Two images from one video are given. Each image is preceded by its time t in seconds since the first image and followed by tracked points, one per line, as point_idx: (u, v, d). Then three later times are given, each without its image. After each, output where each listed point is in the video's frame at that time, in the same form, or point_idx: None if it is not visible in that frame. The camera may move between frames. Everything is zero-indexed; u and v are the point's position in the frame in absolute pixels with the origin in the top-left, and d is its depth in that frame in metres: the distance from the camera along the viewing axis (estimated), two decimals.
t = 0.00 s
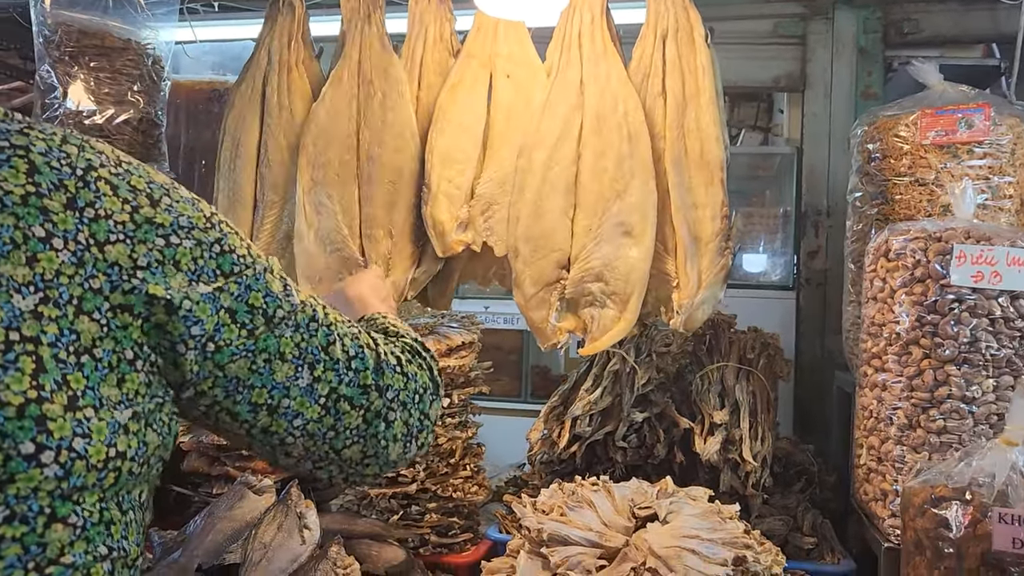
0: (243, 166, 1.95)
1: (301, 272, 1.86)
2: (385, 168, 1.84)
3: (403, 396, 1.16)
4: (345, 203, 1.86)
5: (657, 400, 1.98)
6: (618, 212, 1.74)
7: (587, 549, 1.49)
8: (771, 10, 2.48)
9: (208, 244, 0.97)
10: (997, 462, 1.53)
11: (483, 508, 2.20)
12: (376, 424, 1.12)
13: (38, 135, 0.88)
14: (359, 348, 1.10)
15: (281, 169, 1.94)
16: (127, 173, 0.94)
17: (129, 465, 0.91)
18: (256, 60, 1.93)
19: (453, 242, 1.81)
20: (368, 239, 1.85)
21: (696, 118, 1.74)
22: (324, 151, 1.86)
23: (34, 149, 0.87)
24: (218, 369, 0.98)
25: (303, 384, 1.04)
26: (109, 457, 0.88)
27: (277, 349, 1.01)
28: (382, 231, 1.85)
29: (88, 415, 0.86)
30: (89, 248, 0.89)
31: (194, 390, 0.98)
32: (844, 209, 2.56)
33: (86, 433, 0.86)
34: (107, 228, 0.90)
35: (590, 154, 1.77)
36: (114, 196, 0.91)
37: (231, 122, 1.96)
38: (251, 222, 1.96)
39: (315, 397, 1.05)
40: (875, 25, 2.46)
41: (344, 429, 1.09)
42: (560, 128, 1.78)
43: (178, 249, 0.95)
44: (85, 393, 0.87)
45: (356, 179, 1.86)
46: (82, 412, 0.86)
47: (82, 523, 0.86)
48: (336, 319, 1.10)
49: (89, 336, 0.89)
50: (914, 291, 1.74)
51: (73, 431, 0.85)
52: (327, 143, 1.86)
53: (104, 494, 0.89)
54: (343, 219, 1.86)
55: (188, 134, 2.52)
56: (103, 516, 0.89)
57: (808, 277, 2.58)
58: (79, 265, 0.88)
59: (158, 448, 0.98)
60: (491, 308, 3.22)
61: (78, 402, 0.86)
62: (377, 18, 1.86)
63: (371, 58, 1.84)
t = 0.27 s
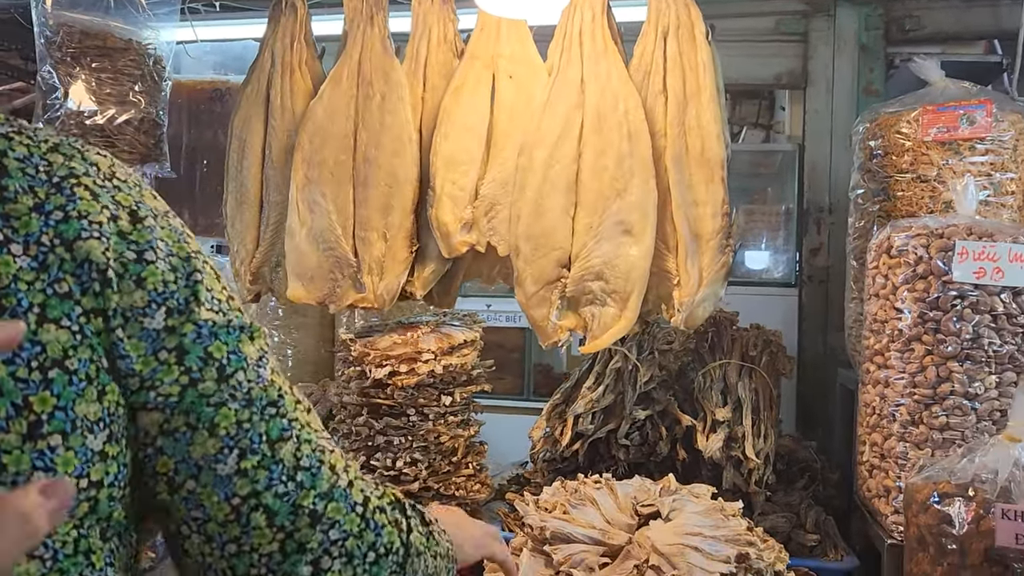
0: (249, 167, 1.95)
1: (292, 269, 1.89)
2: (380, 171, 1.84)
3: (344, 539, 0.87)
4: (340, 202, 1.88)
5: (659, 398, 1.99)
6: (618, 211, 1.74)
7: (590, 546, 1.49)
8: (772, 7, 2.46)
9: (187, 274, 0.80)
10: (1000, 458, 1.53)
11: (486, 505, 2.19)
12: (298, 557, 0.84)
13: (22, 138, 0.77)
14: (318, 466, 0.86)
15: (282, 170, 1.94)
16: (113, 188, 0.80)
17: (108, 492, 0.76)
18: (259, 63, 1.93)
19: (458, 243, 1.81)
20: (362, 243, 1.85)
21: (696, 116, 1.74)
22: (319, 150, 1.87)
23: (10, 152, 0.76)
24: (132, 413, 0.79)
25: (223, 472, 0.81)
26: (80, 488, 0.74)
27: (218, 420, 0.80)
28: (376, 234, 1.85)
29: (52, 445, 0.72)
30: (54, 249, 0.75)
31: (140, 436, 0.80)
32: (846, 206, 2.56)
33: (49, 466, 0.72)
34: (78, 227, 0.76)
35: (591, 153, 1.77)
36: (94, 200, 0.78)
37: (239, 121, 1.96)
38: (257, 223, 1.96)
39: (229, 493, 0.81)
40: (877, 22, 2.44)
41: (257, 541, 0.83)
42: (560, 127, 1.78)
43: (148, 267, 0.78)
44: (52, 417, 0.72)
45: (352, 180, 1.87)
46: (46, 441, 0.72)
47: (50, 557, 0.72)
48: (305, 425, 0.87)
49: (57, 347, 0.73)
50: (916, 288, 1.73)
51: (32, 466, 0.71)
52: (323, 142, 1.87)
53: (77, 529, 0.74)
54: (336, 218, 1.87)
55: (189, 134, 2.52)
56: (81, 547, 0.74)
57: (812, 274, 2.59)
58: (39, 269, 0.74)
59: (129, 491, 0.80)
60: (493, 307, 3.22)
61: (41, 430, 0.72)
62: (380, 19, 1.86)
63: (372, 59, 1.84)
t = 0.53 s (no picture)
0: (248, 167, 1.95)
1: (288, 267, 1.88)
2: (376, 170, 1.84)
3: None
4: (336, 201, 1.88)
5: (660, 396, 1.98)
6: (620, 211, 1.74)
7: (591, 545, 1.49)
8: (771, 4, 2.46)
9: (158, 276, 0.82)
10: (1000, 455, 1.53)
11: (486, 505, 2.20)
12: None
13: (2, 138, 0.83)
14: (275, 511, 0.84)
15: (280, 170, 1.94)
16: (92, 189, 0.83)
17: (76, 502, 0.81)
18: (258, 63, 1.93)
19: (459, 241, 1.81)
20: (357, 242, 1.86)
21: (697, 116, 1.74)
22: (316, 148, 1.87)
23: None
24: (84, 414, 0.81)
25: (165, 495, 0.80)
26: (42, 503, 0.78)
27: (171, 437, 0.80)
28: (371, 232, 1.85)
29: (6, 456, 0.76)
30: (14, 248, 0.80)
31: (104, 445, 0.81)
32: (847, 203, 2.56)
33: (6, 482, 0.76)
34: (42, 225, 0.80)
35: (592, 153, 1.76)
36: (64, 200, 0.81)
37: (237, 122, 1.96)
38: (256, 223, 1.96)
39: (170, 521, 0.80)
40: (877, 18, 2.44)
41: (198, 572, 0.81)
42: (561, 126, 1.78)
43: (115, 266, 0.81)
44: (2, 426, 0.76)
45: (348, 178, 1.87)
46: None
47: None
48: (269, 465, 0.85)
49: (9, 350, 0.78)
50: (916, 284, 1.73)
51: None
52: (321, 140, 1.87)
53: (54, 540, 0.79)
54: (332, 217, 1.87)
55: (190, 135, 2.52)
56: (52, 564, 0.79)
57: (813, 272, 2.59)
58: None
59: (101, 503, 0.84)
60: (495, 306, 3.22)
61: None
62: (378, 18, 1.86)
63: (370, 59, 1.84)
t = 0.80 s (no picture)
0: (239, 167, 1.94)
1: (280, 268, 1.87)
2: (372, 169, 1.83)
3: None
4: (329, 201, 1.86)
5: (660, 397, 1.97)
6: (620, 210, 1.72)
7: (591, 547, 1.47)
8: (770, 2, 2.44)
9: (165, 274, 0.84)
10: (1003, 453, 1.51)
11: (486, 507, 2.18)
12: None
13: (5, 137, 0.83)
14: (280, 517, 0.85)
15: (272, 170, 1.92)
16: (99, 186, 0.84)
17: (78, 503, 0.81)
18: (252, 63, 1.93)
19: (457, 242, 1.80)
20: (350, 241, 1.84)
21: (697, 116, 1.72)
22: (310, 148, 1.86)
23: None
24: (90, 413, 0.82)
25: (173, 497, 0.81)
26: (43, 503, 0.79)
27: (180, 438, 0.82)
28: (367, 232, 1.84)
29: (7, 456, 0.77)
30: (19, 246, 0.81)
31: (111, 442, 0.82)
32: (847, 202, 2.54)
33: (7, 481, 0.77)
34: (47, 225, 0.81)
35: (591, 152, 1.75)
36: (69, 200, 0.82)
37: (228, 124, 1.96)
38: (246, 224, 1.95)
39: (178, 523, 0.81)
40: (876, 15, 2.44)
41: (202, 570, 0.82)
42: (559, 125, 1.76)
43: (122, 265, 0.82)
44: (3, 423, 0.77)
45: (342, 177, 1.85)
46: None
47: None
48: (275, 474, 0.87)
49: (10, 347, 0.78)
50: (918, 282, 1.72)
51: None
52: (314, 139, 1.86)
53: (56, 542, 0.80)
54: (326, 216, 1.85)
55: (187, 138, 2.51)
56: (54, 567, 0.80)
57: (813, 272, 2.57)
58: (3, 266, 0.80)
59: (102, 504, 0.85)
60: (495, 308, 3.21)
61: None
62: (373, 17, 1.85)
63: (366, 58, 1.83)
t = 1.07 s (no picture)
0: (237, 172, 1.93)
1: (279, 272, 1.86)
2: (369, 172, 1.82)
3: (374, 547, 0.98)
4: (327, 204, 1.86)
5: (660, 399, 1.96)
6: (617, 211, 1.71)
7: (590, 551, 1.46)
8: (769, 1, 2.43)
9: (204, 291, 0.88)
10: (1004, 455, 1.49)
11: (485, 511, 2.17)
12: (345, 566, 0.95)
13: (39, 161, 0.84)
14: (336, 500, 0.95)
15: (271, 174, 1.92)
16: (132, 207, 0.88)
17: (109, 510, 0.84)
18: (249, 66, 1.92)
19: (453, 244, 1.79)
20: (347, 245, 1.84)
21: (694, 115, 1.72)
22: (307, 151, 1.86)
23: (25, 177, 0.83)
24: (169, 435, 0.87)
25: (254, 504, 0.89)
26: (79, 505, 0.82)
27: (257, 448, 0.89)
28: (364, 236, 1.83)
29: (50, 458, 0.80)
30: (66, 272, 0.83)
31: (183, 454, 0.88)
32: (847, 201, 2.53)
33: (49, 480, 0.80)
34: (90, 252, 0.83)
35: (587, 152, 1.74)
36: (107, 224, 0.85)
37: (226, 128, 1.95)
38: (246, 228, 1.94)
39: (261, 525, 0.90)
40: (875, 14, 2.43)
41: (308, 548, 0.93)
42: (556, 126, 1.76)
43: (167, 288, 0.86)
44: (53, 431, 0.81)
45: (339, 181, 1.85)
46: (45, 454, 0.80)
47: None
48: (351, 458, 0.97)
49: (63, 364, 0.82)
50: (917, 282, 1.71)
51: (29, 477, 0.79)
52: (312, 143, 1.85)
53: (81, 542, 0.82)
54: (324, 220, 1.85)
55: (184, 141, 2.50)
56: (82, 564, 0.82)
57: (813, 271, 2.55)
58: (52, 289, 0.82)
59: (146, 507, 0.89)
60: (495, 310, 3.21)
61: (41, 443, 0.80)
62: (369, 19, 1.85)
63: (362, 61, 1.83)
